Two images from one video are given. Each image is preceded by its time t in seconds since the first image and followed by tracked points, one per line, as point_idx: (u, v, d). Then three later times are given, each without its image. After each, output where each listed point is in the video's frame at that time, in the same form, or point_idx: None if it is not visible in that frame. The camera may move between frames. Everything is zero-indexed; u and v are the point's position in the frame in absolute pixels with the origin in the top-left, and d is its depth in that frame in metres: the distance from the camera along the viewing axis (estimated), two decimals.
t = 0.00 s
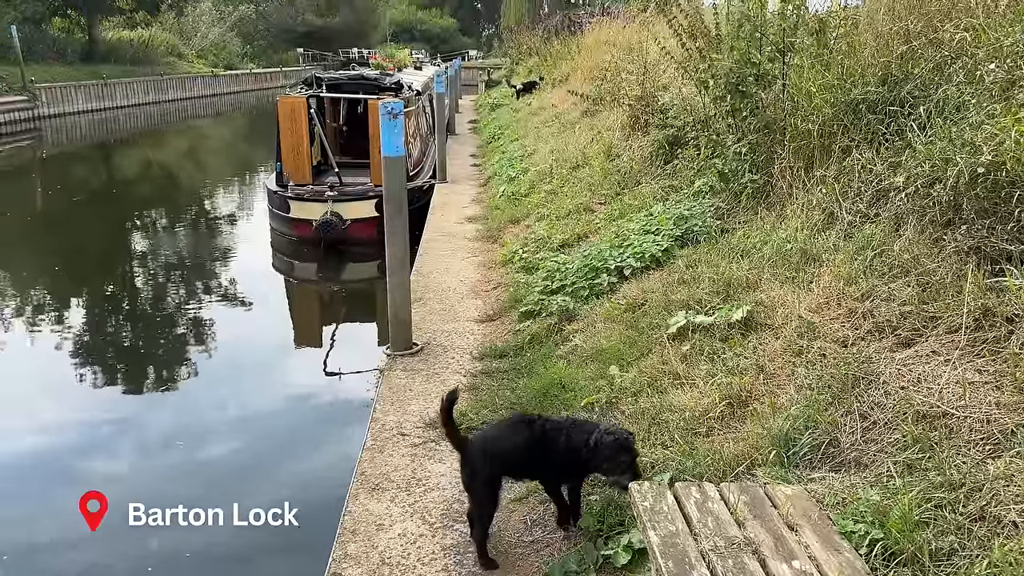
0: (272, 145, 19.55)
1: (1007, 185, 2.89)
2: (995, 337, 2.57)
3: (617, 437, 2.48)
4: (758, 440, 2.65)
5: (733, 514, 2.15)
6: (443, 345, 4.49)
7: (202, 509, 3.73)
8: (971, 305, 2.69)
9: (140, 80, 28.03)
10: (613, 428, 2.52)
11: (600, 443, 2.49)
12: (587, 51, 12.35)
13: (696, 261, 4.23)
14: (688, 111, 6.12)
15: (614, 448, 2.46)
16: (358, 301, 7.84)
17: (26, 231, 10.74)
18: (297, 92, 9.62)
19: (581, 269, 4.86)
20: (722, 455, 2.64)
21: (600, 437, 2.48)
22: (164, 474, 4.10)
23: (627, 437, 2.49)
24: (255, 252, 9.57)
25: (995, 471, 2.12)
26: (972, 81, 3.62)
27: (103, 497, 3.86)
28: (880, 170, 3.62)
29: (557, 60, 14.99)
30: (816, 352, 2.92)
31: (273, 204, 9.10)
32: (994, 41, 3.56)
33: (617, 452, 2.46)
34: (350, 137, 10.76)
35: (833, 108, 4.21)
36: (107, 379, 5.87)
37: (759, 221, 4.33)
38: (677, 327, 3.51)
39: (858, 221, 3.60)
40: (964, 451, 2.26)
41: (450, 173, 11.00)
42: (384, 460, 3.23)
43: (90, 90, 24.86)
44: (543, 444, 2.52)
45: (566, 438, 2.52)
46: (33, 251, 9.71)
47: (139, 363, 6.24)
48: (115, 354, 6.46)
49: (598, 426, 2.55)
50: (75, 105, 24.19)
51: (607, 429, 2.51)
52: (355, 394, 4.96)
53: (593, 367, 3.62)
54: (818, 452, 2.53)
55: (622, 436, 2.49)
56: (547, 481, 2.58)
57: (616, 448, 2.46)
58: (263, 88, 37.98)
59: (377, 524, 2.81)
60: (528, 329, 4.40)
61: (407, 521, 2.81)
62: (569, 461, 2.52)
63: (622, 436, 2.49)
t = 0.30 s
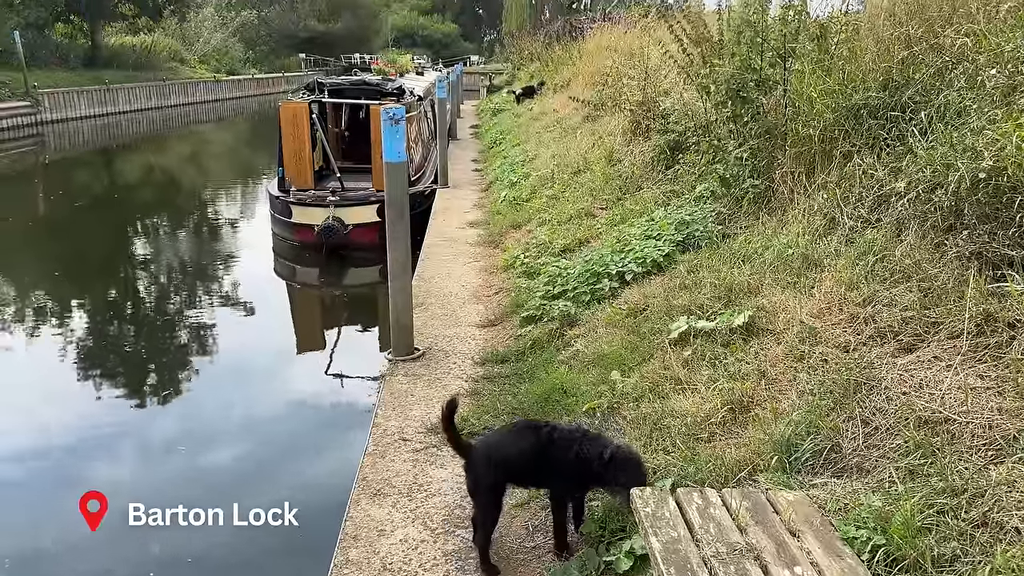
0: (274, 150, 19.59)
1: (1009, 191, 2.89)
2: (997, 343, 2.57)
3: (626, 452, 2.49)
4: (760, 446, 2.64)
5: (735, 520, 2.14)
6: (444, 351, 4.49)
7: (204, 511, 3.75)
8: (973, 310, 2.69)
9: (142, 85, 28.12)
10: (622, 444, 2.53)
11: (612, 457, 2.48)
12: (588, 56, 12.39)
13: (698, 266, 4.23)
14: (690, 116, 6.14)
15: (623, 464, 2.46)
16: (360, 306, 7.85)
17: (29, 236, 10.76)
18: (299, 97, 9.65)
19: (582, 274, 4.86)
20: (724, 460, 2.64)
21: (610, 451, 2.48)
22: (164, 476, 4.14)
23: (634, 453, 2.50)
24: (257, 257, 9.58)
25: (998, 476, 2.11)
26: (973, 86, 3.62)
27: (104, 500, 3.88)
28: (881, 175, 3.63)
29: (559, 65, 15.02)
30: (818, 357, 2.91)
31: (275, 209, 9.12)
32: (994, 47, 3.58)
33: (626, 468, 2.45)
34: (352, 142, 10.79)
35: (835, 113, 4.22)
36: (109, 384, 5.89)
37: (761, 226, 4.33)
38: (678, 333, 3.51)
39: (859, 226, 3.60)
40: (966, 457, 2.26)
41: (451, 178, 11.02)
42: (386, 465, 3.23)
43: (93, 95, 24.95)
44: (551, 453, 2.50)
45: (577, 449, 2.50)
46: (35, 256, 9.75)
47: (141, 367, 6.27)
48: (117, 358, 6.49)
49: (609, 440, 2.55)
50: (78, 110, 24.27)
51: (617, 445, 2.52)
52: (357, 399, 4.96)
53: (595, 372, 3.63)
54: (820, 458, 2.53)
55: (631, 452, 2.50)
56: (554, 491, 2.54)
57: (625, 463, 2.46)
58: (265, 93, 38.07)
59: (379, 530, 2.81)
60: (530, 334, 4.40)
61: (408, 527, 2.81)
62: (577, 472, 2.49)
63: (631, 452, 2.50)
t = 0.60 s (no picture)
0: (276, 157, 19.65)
1: (1009, 199, 2.90)
2: (998, 350, 2.57)
3: (623, 459, 2.47)
4: (760, 453, 2.64)
5: (736, 528, 2.14)
6: (445, 358, 4.49)
7: (204, 512, 3.81)
8: (973, 317, 2.69)
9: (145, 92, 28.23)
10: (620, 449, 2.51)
11: (607, 463, 2.47)
12: (589, 63, 12.42)
13: (699, 273, 4.23)
14: (690, 124, 6.16)
15: (619, 472, 2.44)
16: (361, 313, 7.85)
17: (30, 242, 10.79)
18: (301, 104, 9.68)
19: (583, 281, 4.87)
20: (725, 468, 2.64)
21: (606, 458, 2.46)
22: (164, 479, 4.18)
23: (631, 461, 2.47)
24: (258, 264, 9.60)
25: (998, 484, 2.11)
26: (973, 94, 3.63)
27: (104, 500, 3.93)
28: (881, 183, 3.64)
29: (560, 72, 15.07)
30: (818, 365, 2.91)
31: (277, 216, 9.14)
32: (994, 54, 3.59)
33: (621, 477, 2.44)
34: (353, 148, 10.82)
35: (835, 120, 4.23)
36: (111, 390, 5.90)
37: (761, 233, 4.33)
38: (679, 340, 3.51)
39: (860, 234, 3.60)
40: (966, 465, 2.26)
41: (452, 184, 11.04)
42: (387, 473, 3.23)
43: (95, 102, 25.04)
44: (549, 460, 2.50)
45: (572, 455, 2.49)
46: (36, 262, 9.78)
47: (143, 372, 6.30)
48: (119, 363, 6.53)
49: (605, 445, 2.54)
50: (80, 117, 24.35)
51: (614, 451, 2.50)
52: (358, 406, 4.97)
53: (596, 379, 3.63)
54: (820, 466, 2.53)
55: (627, 459, 2.48)
56: (554, 498, 2.53)
57: (621, 472, 2.45)
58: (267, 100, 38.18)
59: (379, 538, 2.81)
60: (530, 341, 4.40)
61: (409, 535, 2.81)
62: (574, 478, 2.49)
63: (628, 459, 2.47)
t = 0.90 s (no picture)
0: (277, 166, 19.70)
1: (1008, 208, 2.90)
2: (998, 360, 2.56)
3: (611, 473, 2.35)
4: (760, 463, 2.64)
5: (736, 539, 2.14)
6: (445, 366, 4.49)
7: (204, 512, 3.90)
8: (973, 327, 2.69)
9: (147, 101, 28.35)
10: (613, 462, 2.40)
11: (592, 475, 2.37)
12: (590, 72, 12.47)
13: (699, 281, 4.24)
14: (690, 133, 6.19)
15: (604, 487, 2.33)
16: (361, 321, 7.85)
17: (32, 250, 10.82)
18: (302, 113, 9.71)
19: (584, 290, 4.87)
20: (725, 478, 2.63)
21: (593, 470, 2.37)
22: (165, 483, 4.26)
23: (621, 476, 2.35)
24: (259, 272, 9.60)
25: (999, 495, 2.10)
26: (972, 103, 3.65)
27: (104, 500, 4.03)
28: (881, 192, 3.64)
29: (560, 81, 15.14)
30: (818, 374, 2.91)
31: (278, 224, 9.15)
32: (993, 64, 3.61)
33: (604, 493, 2.33)
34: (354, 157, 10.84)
35: (835, 129, 4.24)
36: (112, 399, 5.92)
37: (761, 242, 4.34)
38: (679, 349, 3.51)
39: (860, 242, 3.60)
40: (967, 476, 2.25)
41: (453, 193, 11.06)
42: (386, 483, 3.22)
43: (97, 111, 25.16)
44: (547, 469, 2.48)
45: (566, 464, 2.46)
46: (38, 270, 9.81)
47: (143, 380, 6.33)
48: (120, 371, 6.54)
49: (602, 456, 2.46)
50: (83, 125, 24.45)
51: (605, 463, 2.39)
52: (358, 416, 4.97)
53: (596, 388, 3.62)
54: (821, 476, 2.53)
55: (617, 473, 2.36)
56: (554, 508, 2.52)
57: (607, 486, 2.33)
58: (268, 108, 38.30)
59: (379, 548, 2.80)
60: (531, 350, 4.40)
61: (408, 545, 2.80)
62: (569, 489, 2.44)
63: (618, 473, 2.35)
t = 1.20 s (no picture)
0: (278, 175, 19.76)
1: (1008, 219, 2.91)
2: (999, 371, 2.56)
3: (602, 488, 2.32)
4: (762, 475, 2.63)
5: (737, 551, 2.14)
6: (446, 377, 4.48)
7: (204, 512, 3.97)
8: (974, 338, 2.69)
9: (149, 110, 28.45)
10: (605, 476, 2.36)
11: (583, 490, 2.35)
12: (590, 82, 12.53)
13: (699, 292, 4.24)
14: (691, 143, 6.22)
15: (595, 502, 2.31)
16: (362, 331, 7.84)
17: (33, 260, 10.84)
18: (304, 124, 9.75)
19: (584, 300, 4.87)
20: (726, 490, 2.62)
21: (583, 485, 2.34)
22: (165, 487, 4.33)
23: (612, 491, 2.32)
24: (260, 281, 9.61)
25: (1001, 507, 2.10)
26: (972, 114, 3.66)
27: (104, 500, 4.10)
28: (881, 203, 3.65)
29: (561, 91, 15.20)
30: (819, 386, 2.90)
31: (279, 234, 9.16)
32: (992, 75, 3.63)
33: (595, 508, 2.31)
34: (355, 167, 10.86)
35: (835, 139, 4.26)
36: (112, 408, 5.91)
37: (762, 252, 4.34)
38: (680, 360, 3.51)
39: (860, 253, 3.61)
40: (969, 488, 2.25)
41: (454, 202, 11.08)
42: (387, 494, 3.21)
43: (99, 121, 25.26)
44: (544, 480, 2.46)
45: (563, 475, 2.44)
46: (39, 280, 9.81)
47: (144, 390, 6.32)
48: (120, 381, 6.53)
49: (597, 468, 2.42)
50: (85, 135, 24.54)
51: (596, 478, 2.36)
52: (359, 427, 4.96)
53: (597, 399, 3.62)
54: (822, 488, 2.52)
55: (608, 487, 2.33)
56: (553, 519, 2.50)
57: (598, 501, 2.31)
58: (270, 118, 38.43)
59: (379, 560, 2.79)
60: (531, 360, 4.40)
61: (409, 557, 2.79)
62: (566, 501, 2.42)
63: (608, 488, 2.32)
